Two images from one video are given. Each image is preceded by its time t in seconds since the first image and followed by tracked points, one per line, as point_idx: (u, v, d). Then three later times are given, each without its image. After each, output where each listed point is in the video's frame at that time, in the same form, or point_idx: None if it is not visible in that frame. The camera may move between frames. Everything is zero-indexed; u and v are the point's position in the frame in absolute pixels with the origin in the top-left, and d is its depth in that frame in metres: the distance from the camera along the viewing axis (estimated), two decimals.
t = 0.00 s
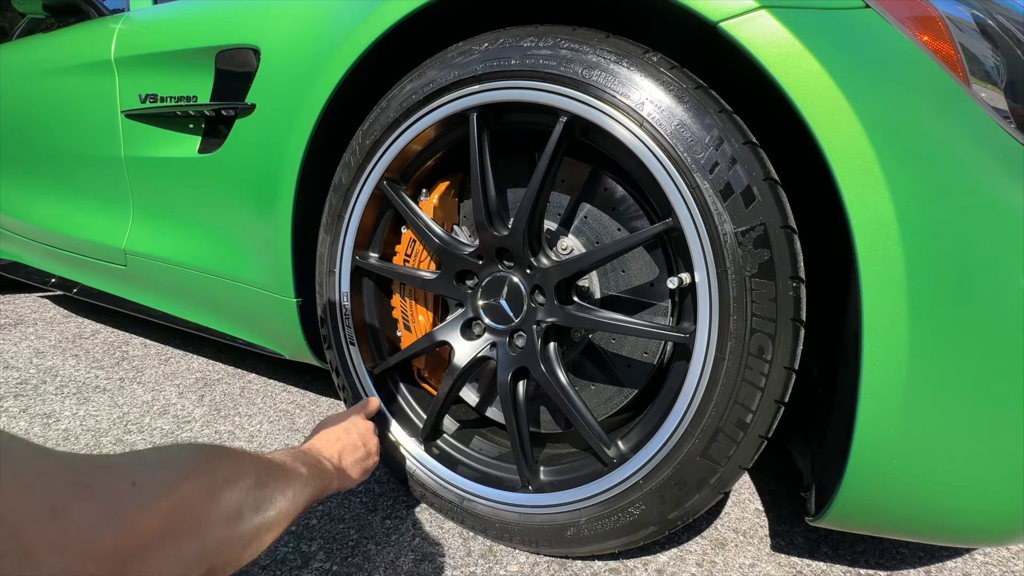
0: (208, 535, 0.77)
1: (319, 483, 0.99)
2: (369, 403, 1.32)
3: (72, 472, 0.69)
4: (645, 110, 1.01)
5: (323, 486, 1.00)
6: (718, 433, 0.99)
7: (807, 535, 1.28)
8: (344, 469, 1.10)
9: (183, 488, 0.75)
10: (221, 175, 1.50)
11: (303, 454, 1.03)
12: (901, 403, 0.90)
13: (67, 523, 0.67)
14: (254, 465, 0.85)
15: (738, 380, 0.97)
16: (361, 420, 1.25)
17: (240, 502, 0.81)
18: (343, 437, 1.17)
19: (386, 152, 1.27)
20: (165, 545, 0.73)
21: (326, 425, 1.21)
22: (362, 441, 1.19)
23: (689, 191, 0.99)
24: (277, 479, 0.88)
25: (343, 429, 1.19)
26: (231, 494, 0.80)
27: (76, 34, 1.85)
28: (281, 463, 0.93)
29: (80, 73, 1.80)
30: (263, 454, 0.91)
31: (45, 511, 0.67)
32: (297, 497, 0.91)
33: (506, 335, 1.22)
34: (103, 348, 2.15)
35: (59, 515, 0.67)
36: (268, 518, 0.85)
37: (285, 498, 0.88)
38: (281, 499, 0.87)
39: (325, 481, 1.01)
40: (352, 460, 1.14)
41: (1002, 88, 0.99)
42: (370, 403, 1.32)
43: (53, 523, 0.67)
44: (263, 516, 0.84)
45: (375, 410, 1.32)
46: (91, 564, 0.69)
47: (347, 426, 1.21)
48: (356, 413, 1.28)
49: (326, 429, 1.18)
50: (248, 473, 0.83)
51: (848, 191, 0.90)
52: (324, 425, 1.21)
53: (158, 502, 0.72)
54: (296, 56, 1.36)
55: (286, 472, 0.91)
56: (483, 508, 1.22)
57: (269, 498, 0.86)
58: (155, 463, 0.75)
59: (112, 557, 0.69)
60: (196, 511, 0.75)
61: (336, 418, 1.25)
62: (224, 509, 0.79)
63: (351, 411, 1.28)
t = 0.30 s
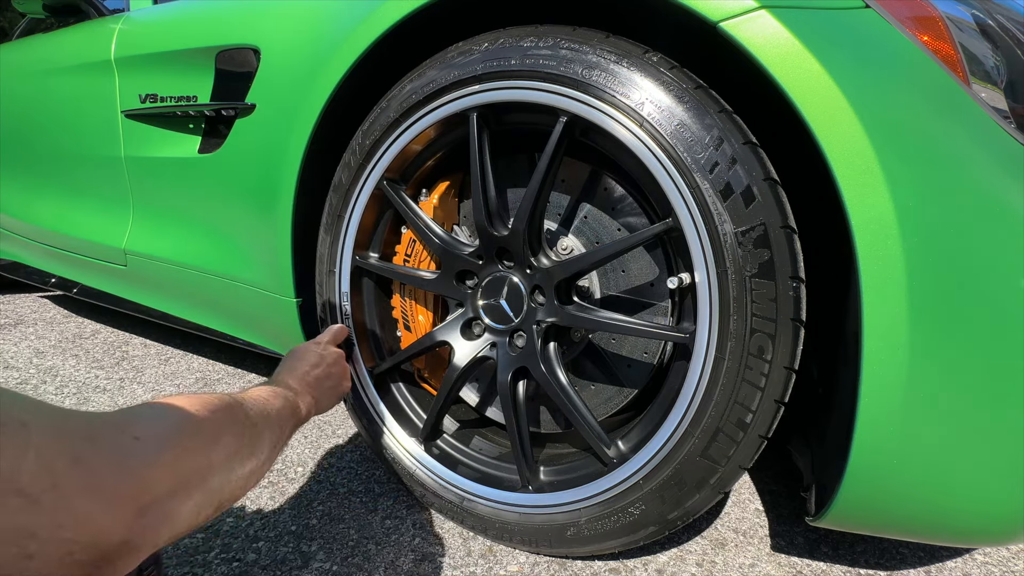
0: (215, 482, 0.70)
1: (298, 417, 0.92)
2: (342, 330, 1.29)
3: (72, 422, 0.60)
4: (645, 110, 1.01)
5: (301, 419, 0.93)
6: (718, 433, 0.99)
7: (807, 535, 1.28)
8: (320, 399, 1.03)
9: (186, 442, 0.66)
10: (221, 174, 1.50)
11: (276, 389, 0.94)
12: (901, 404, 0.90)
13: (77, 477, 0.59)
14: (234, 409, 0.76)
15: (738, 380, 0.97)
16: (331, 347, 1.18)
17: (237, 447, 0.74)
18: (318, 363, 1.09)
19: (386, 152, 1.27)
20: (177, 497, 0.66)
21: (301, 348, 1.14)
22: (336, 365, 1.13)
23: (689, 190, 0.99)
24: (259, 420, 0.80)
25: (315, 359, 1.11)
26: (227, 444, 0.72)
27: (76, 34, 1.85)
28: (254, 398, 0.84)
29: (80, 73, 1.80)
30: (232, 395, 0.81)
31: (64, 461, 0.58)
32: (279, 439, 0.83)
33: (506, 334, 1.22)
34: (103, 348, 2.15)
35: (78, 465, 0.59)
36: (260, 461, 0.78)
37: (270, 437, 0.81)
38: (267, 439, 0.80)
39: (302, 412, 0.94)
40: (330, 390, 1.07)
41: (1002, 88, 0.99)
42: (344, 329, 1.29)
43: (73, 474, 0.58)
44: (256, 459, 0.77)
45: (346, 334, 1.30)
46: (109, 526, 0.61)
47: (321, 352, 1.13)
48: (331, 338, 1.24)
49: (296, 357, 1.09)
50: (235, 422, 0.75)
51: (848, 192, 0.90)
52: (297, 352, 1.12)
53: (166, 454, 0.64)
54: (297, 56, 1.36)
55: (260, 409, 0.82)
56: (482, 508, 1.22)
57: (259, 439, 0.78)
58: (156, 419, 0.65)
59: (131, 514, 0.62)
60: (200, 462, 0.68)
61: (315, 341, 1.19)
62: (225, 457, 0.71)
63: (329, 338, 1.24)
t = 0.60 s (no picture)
0: (217, 538, 0.80)
1: (340, 510, 1.02)
2: (389, 426, 1.31)
3: (75, 467, 0.73)
4: (645, 110, 1.01)
5: (344, 517, 1.02)
6: (718, 433, 0.99)
7: (807, 535, 1.28)
8: (369, 494, 1.12)
9: (199, 490, 0.80)
10: (221, 175, 1.50)
11: (327, 481, 1.07)
12: (901, 403, 0.90)
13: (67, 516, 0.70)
14: (268, 480, 0.91)
15: (738, 380, 0.97)
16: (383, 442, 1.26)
17: (251, 514, 0.85)
18: (367, 463, 1.18)
19: (386, 152, 1.27)
20: (172, 548, 0.76)
21: (351, 450, 1.21)
22: (385, 463, 1.21)
23: (689, 191, 0.99)
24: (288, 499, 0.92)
25: (365, 454, 1.20)
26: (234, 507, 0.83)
27: (76, 34, 1.85)
28: (299, 483, 0.98)
29: (80, 73, 1.80)
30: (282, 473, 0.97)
31: (54, 499, 0.70)
32: (306, 521, 0.93)
33: (506, 335, 1.22)
34: (103, 348, 2.15)
35: (65, 505, 0.70)
36: (275, 534, 0.88)
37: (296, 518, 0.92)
38: (292, 516, 0.91)
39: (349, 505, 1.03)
40: (377, 485, 1.16)
41: (1002, 88, 0.99)
42: (390, 428, 1.31)
43: (58, 516, 0.70)
44: (273, 530, 0.87)
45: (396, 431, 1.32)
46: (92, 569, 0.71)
47: (370, 451, 1.22)
48: (377, 437, 1.27)
49: (353, 453, 1.19)
50: (254, 486, 0.87)
51: (848, 191, 0.90)
52: (349, 450, 1.21)
53: (160, 501, 0.76)
54: (296, 56, 1.36)
55: (299, 493, 0.95)
56: (483, 508, 1.22)
57: (282, 515, 0.90)
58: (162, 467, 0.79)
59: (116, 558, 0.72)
60: (207, 514, 0.80)
61: (362, 443, 1.24)
62: (236, 516, 0.83)
63: (374, 438, 1.27)
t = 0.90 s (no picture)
0: (209, 489, 0.84)
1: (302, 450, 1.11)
2: (349, 364, 1.38)
3: (71, 427, 0.73)
4: (645, 110, 1.01)
5: (305, 452, 1.12)
6: (718, 433, 0.99)
7: (807, 535, 1.28)
8: (332, 429, 1.23)
9: (195, 442, 0.83)
10: (221, 175, 1.50)
11: (291, 421, 1.16)
12: (902, 404, 0.90)
13: (66, 475, 0.70)
14: (247, 433, 0.96)
15: (738, 380, 0.97)
16: (344, 380, 1.36)
17: (233, 464, 0.89)
18: (328, 400, 1.28)
19: (386, 152, 1.27)
20: (171, 500, 0.79)
21: (314, 390, 1.31)
22: (346, 400, 1.31)
23: (689, 191, 0.99)
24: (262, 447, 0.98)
25: (327, 392, 1.30)
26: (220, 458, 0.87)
27: (77, 34, 1.85)
28: (269, 429, 1.05)
29: (80, 73, 1.80)
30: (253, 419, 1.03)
31: (52, 460, 0.70)
32: (273, 460, 1.00)
33: (506, 335, 1.22)
34: (104, 348, 2.15)
35: (63, 463, 0.71)
36: (254, 481, 0.94)
37: (270, 463, 0.99)
38: (268, 462, 0.98)
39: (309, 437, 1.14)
40: (339, 420, 1.27)
41: (1002, 88, 0.99)
42: (350, 364, 1.39)
43: (58, 474, 0.70)
44: (253, 479, 0.93)
45: (356, 368, 1.39)
46: (98, 526, 0.72)
47: (331, 390, 1.31)
48: (336, 373, 1.36)
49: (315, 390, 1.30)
50: (235, 440, 0.92)
51: (848, 192, 0.90)
52: (312, 390, 1.31)
53: (156, 455, 0.77)
54: (297, 56, 1.36)
55: (269, 438, 1.02)
56: (482, 508, 1.22)
57: (260, 463, 0.96)
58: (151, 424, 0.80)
59: (121, 512, 0.73)
60: (202, 467, 0.84)
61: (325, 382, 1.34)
62: (225, 467, 0.88)
63: (336, 375, 1.35)
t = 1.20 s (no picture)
0: (218, 389, 0.70)
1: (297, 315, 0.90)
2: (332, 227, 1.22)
3: (79, 337, 0.59)
4: (645, 111, 1.01)
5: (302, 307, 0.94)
6: (718, 433, 0.99)
7: (807, 535, 1.28)
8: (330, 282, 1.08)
9: (190, 349, 0.66)
10: (221, 174, 1.50)
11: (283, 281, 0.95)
12: (901, 404, 0.90)
13: (81, 389, 0.58)
14: (231, 326, 0.72)
15: (738, 380, 0.97)
16: (320, 245, 1.12)
17: (242, 352, 0.73)
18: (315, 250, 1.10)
19: (386, 152, 1.27)
20: (183, 410, 0.67)
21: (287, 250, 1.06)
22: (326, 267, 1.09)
23: (689, 190, 0.99)
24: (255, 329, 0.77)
25: (306, 257, 1.06)
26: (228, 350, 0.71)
27: (77, 34, 1.85)
28: (252, 308, 0.80)
29: (80, 73, 1.80)
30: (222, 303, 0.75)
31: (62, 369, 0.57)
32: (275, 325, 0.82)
33: (506, 335, 1.22)
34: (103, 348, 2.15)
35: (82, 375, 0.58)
36: (262, 369, 0.78)
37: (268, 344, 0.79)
38: (265, 350, 0.78)
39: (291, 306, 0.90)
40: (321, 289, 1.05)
41: (1002, 87, 0.99)
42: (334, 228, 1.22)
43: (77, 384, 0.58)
44: (265, 357, 0.78)
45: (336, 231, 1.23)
46: (119, 439, 0.62)
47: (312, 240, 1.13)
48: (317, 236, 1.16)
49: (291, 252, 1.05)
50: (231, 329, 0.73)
51: (848, 192, 0.90)
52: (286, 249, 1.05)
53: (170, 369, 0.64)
54: (297, 55, 1.36)
55: (260, 318, 0.79)
56: (483, 508, 1.22)
57: (260, 348, 0.77)
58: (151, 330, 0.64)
59: (140, 427, 0.63)
60: (206, 370, 0.68)
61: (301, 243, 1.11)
62: (228, 367, 0.71)
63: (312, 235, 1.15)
